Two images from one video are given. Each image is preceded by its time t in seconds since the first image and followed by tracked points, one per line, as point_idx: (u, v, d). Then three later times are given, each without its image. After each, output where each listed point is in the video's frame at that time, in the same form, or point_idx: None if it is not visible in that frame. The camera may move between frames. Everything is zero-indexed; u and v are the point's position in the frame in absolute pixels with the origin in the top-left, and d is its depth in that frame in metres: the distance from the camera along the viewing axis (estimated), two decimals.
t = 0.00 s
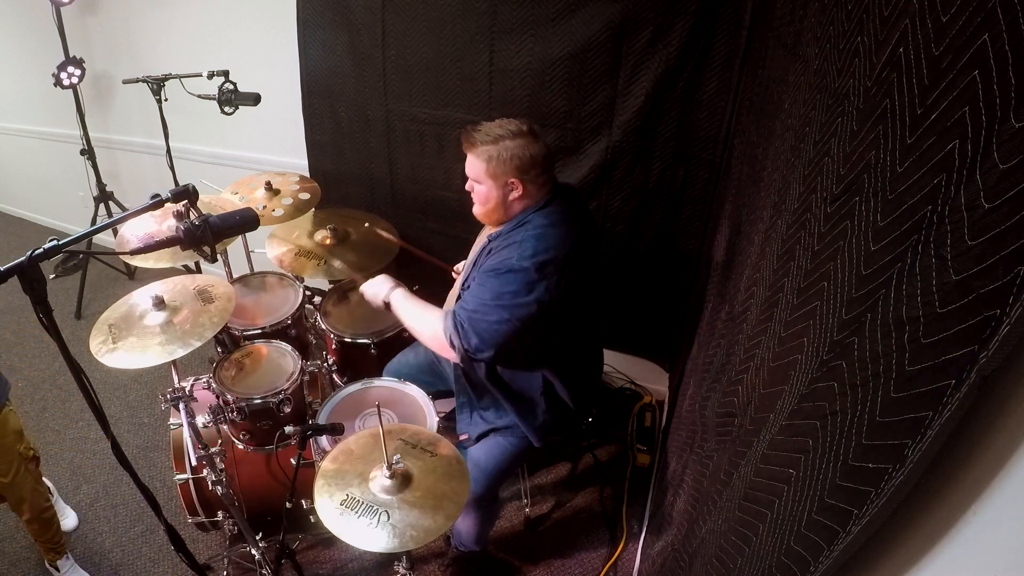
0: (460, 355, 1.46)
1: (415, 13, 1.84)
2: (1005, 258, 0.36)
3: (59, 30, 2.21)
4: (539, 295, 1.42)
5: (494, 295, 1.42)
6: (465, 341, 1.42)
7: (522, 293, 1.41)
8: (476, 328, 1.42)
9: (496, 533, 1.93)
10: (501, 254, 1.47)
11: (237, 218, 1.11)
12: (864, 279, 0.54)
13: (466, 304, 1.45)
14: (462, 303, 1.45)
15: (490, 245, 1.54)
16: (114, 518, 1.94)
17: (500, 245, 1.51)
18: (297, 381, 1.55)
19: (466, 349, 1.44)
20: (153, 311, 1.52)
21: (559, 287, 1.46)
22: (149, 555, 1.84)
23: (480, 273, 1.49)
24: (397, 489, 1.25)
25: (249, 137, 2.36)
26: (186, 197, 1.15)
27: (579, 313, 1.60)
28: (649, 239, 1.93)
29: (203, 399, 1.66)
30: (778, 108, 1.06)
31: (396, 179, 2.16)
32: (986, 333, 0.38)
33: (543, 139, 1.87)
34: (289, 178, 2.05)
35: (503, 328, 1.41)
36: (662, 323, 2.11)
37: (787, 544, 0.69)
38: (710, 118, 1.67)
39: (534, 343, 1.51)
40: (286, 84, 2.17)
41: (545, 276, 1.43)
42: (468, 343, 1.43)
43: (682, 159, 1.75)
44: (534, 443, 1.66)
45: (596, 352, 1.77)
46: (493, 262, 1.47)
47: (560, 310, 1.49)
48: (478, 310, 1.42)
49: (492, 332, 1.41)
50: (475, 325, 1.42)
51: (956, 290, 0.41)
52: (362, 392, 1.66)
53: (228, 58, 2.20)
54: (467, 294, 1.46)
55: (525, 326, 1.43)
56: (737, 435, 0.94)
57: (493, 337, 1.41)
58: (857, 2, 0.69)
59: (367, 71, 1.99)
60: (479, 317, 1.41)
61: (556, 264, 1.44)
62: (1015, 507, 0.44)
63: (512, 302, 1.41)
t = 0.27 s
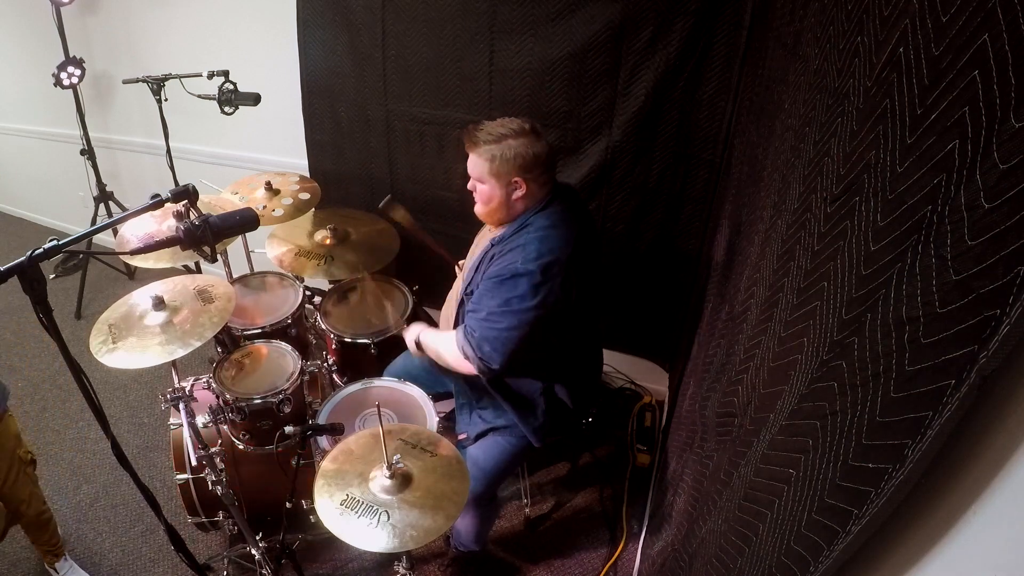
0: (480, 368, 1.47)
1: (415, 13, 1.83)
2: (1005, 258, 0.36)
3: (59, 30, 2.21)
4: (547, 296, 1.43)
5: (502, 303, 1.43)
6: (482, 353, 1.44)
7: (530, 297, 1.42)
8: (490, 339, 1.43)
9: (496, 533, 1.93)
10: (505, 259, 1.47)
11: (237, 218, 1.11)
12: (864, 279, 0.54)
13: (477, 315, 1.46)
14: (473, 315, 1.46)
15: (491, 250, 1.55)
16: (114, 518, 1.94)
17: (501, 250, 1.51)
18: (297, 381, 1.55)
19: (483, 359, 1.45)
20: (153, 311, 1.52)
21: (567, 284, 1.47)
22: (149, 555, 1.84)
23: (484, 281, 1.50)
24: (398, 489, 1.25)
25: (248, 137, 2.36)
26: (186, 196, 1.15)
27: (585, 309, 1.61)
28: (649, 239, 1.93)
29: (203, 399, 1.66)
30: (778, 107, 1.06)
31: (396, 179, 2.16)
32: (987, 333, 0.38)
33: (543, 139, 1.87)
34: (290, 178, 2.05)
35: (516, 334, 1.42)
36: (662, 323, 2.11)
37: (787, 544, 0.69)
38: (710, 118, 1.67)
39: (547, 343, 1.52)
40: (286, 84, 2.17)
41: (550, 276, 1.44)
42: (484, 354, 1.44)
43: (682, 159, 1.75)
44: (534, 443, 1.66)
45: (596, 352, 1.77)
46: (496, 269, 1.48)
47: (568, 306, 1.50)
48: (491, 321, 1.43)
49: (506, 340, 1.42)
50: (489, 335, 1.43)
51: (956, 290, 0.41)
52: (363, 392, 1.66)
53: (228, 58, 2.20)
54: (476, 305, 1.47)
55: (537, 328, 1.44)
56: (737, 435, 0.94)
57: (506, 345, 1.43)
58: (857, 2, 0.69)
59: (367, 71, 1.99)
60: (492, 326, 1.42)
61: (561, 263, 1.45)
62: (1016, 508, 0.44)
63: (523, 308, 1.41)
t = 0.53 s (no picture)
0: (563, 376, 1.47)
1: (415, 13, 1.83)
2: (1005, 258, 0.36)
3: (59, 30, 2.21)
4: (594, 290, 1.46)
5: (563, 308, 1.43)
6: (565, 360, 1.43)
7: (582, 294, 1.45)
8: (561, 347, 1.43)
9: (496, 533, 1.93)
10: (535, 267, 1.47)
11: (237, 218, 1.11)
12: (864, 279, 0.54)
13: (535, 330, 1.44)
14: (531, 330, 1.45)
15: (512, 260, 1.53)
16: (114, 518, 1.94)
17: (527, 258, 1.50)
18: (297, 381, 1.55)
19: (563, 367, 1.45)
20: (152, 311, 1.52)
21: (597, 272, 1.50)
22: (149, 555, 1.84)
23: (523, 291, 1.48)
24: (398, 489, 1.25)
25: (248, 137, 2.36)
26: (186, 197, 1.15)
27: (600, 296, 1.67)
28: (649, 239, 1.93)
29: (203, 399, 1.66)
30: (778, 107, 1.06)
31: (396, 179, 2.16)
32: (986, 333, 0.38)
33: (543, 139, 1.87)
34: (290, 178, 2.05)
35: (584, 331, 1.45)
36: (662, 323, 2.11)
37: (787, 544, 0.69)
38: (710, 118, 1.67)
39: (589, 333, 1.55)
40: (286, 84, 2.17)
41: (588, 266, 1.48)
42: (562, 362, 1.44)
43: (682, 159, 1.75)
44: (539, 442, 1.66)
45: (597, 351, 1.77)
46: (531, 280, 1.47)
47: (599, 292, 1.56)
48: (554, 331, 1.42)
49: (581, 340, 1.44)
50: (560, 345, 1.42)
51: (956, 290, 0.41)
52: (363, 392, 1.66)
53: (228, 58, 2.21)
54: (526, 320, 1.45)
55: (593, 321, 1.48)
56: (737, 435, 0.94)
57: (578, 347, 1.44)
58: (857, 2, 0.69)
59: (367, 71, 1.99)
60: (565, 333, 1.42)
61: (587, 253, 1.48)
62: (1015, 508, 0.44)
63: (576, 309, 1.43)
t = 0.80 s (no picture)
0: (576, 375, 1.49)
1: (415, 13, 1.83)
2: (1005, 257, 0.36)
3: (59, 30, 2.22)
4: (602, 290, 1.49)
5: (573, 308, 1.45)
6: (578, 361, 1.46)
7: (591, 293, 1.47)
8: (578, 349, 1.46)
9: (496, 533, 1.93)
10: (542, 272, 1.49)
11: (237, 218, 1.11)
12: (864, 279, 0.54)
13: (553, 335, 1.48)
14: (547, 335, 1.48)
15: (519, 263, 1.54)
16: (114, 518, 1.94)
17: (534, 261, 1.51)
18: (297, 381, 1.55)
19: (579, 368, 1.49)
20: (152, 311, 1.52)
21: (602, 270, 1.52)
22: (149, 555, 1.84)
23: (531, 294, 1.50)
24: (398, 489, 1.25)
25: (248, 137, 2.36)
26: (186, 197, 1.15)
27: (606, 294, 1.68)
28: (649, 239, 1.93)
29: (203, 399, 1.67)
30: (778, 107, 1.06)
31: (396, 180, 2.16)
32: (987, 333, 0.38)
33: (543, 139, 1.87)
34: (290, 178, 2.05)
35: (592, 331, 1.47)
36: (662, 324, 2.11)
37: (787, 544, 0.69)
38: (710, 118, 1.67)
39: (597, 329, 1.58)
40: (286, 84, 2.17)
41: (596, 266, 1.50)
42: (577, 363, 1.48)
43: (682, 159, 1.75)
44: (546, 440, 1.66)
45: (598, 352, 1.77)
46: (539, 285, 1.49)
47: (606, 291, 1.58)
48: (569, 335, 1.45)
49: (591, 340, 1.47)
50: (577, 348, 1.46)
51: (956, 290, 0.41)
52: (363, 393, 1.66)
53: (228, 58, 2.21)
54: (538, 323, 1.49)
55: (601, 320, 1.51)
56: (737, 435, 0.94)
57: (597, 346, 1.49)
58: (857, 2, 0.69)
59: (367, 71, 1.99)
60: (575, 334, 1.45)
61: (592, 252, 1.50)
62: (1015, 508, 0.44)
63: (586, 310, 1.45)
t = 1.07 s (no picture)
0: (494, 372, 1.51)
1: (415, 13, 1.83)
2: (1005, 257, 0.36)
3: (59, 30, 2.21)
4: (561, 303, 1.45)
5: (519, 310, 1.45)
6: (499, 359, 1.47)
7: (546, 304, 1.45)
8: (506, 345, 1.46)
9: (496, 533, 1.93)
10: (518, 266, 1.48)
11: (237, 218, 1.11)
12: (864, 279, 0.54)
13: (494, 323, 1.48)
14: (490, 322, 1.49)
15: (503, 253, 1.54)
16: (114, 518, 1.94)
17: (514, 256, 1.51)
18: (297, 381, 1.55)
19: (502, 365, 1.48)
20: (153, 311, 1.52)
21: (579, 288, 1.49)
22: (149, 555, 1.84)
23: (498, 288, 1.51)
24: (398, 489, 1.26)
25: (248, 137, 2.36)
26: (186, 197, 1.15)
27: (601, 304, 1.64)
28: (649, 239, 1.93)
29: (203, 399, 1.67)
30: (778, 107, 1.06)
31: (396, 180, 2.16)
32: (987, 333, 0.38)
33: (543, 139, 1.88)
34: (290, 178, 2.05)
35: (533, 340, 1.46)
36: (662, 324, 2.11)
37: (787, 544, 0.69)
38: (710, 118, 1.67)
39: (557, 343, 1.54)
40: (286, 84, 2.17)
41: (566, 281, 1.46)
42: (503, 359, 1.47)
43: (682, 159, 1.75)
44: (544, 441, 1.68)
45: (597, 352, 1.77)
46: (509, 276, 1.48)
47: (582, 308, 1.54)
48: (507, 329, 1.45)
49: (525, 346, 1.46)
50: (506, 343, 1.46)
51: (956, 290, 0.41)
52: (363, 393, 1.66)
53: (228, 58, 2.21)
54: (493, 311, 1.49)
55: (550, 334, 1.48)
56: (737, 435, 0.94)
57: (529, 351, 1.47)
58: (857, 2, 0.69)
59: (367, 71, 1.99)
60: (510, 333, 1.45)
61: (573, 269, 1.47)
62: (1015, 508, 0.44)
63: (537, 315, 1.44)
